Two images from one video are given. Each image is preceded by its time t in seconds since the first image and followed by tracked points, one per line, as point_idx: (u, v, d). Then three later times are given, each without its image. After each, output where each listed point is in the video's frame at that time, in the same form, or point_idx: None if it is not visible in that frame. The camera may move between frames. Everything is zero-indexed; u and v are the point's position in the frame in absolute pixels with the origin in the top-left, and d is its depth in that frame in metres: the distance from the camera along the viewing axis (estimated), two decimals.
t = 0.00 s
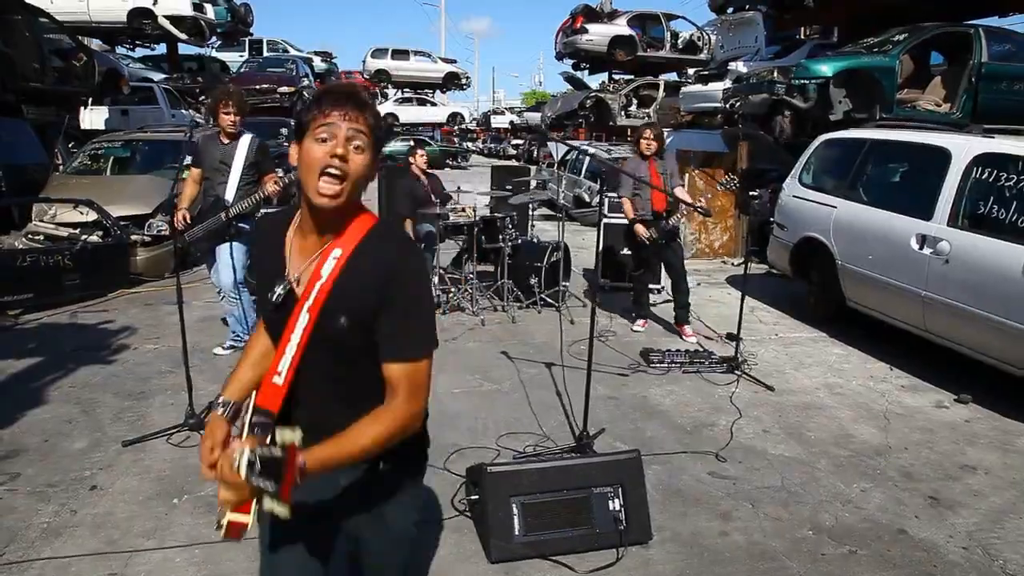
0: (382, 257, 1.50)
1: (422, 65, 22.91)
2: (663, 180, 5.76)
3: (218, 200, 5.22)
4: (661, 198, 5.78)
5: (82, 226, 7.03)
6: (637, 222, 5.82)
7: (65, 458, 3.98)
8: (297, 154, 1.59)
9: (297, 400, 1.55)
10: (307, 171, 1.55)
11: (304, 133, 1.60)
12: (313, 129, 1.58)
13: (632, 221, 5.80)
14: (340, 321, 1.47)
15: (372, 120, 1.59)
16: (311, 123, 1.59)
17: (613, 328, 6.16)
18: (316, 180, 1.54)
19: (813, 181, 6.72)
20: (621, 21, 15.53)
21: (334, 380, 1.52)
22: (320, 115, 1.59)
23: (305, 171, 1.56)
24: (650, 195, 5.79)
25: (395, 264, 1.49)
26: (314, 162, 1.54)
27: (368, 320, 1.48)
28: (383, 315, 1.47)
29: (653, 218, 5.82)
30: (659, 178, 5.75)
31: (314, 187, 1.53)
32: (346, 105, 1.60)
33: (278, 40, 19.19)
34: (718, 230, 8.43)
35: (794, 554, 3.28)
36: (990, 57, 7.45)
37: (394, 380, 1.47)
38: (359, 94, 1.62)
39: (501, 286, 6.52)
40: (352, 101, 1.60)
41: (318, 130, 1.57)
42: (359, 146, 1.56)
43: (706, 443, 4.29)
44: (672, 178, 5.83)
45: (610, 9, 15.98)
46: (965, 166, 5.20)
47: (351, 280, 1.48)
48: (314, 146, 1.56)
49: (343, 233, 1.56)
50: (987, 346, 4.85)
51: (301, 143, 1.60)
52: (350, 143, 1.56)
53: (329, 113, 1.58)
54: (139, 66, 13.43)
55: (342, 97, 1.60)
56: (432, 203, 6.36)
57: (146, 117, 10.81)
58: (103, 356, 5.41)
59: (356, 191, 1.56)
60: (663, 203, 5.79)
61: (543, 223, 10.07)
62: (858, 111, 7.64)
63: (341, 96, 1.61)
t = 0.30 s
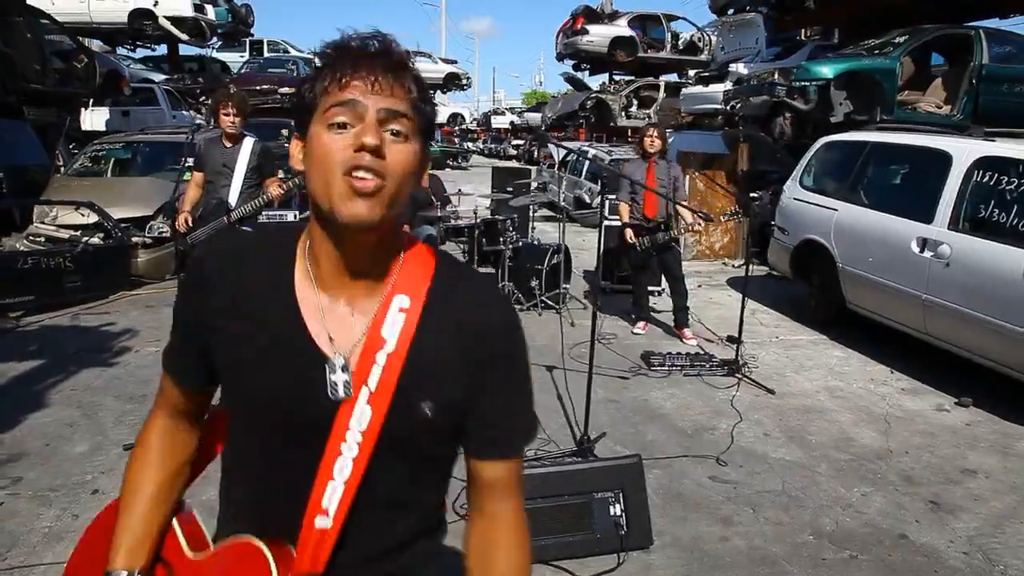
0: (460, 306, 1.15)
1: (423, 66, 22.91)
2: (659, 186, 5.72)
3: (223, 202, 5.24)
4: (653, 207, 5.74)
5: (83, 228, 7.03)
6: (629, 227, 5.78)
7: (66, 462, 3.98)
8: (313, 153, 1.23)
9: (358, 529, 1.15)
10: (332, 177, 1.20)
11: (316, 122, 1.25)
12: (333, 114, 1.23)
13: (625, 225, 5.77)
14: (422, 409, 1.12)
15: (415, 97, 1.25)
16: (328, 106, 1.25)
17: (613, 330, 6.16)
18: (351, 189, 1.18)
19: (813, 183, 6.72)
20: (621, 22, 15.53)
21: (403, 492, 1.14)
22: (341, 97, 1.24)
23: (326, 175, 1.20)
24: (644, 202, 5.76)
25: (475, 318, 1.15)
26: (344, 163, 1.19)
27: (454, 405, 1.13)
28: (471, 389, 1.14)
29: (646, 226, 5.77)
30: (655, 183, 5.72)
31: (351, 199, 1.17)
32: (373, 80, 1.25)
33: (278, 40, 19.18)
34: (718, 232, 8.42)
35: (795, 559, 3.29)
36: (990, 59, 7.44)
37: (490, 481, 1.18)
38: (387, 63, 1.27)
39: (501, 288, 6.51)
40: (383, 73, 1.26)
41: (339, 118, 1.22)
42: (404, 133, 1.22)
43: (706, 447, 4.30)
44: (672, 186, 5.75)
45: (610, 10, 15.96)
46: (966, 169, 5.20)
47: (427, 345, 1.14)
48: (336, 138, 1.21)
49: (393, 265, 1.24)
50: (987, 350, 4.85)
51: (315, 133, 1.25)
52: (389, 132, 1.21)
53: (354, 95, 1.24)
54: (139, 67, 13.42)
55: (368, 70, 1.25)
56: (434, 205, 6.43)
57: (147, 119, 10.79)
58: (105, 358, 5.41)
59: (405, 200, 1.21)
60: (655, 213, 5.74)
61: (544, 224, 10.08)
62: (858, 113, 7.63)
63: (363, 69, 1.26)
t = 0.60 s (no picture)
0: (448, 421, 1.06)
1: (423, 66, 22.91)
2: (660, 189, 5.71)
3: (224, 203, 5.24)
4: (654, 210, 5.75)
5: (83, 229, 7.02)
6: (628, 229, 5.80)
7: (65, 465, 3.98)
8: (275, 173, 1.06)
9: None
10: (302, 204, 1.03)
11: (285, 140, 1.09)
12: (307, 129, 1.08)
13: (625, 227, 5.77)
14: None
15: (421, 128, 1.14)
16: (300, 119, 1.10)
17: (613, 332, 6.16)
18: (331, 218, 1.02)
19: (813, 184, 6.72)
20: (621, 23, 15.54)
21: None
22: (324, 108, 1.10)
23: (299, 196, 1.03)
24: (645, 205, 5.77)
25: (473, 429, 1.06)
26: (321, 187, 1.04)
27: (463, 542, 0.97)
28: (491, 514, 1.00)
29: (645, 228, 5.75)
30: (656, 186, 5.73)
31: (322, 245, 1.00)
32: (367, 90, 1.13)
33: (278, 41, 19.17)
34: (718, 233, 8.42)
35: (794, 561, 3.29)
36: (990, 59, 7.44)
37: None
38: (390, 71, 1.15)
39: (501, 289, 6.49)
40: (382, 83, 1.14)
41: (316, 135, 1.08)
42: (403, 168, 1.09)
43: (706, 449, 4.30)
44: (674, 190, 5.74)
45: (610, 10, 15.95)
46: (965, 171, 5.20)
47: (424, 479, 1.00)
48: (310, 160, 1.06)
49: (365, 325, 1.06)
50: (986, 351, 4.85)
51: (283, 147, 1.08)
52: (382, 160, 1.08)
53: (341, 104, 1.10)
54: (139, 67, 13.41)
55: (364, 79, 1.12)
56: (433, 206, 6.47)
57: (146, 119, 10.77)
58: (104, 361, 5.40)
59: (395, 241, 1.05)
60: (656, 215, 5.75)
61: (544, 224, 10.08)
62: (858, 113, 7.62)
63: (356, 77, 1.14)
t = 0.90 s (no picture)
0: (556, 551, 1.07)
1: (423, 67, 22.92)
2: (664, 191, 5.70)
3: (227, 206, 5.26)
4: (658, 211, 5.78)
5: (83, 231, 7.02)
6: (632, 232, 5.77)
7: (66, 468, 3.98)
8: (290, 315, 0.97)
9: None
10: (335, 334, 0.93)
11: (288, 275, 1.01)
12: (311, 254, 1.01)
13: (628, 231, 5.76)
14: None
15: (429, 202, 1.10)
16: (298, 249, 1.02)
17: (614, 333, 6.16)
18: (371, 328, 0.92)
19: (813, 186, 6.72)
20: (621, 23, 15.53)
21: None
22: (311, 224, 1.04)
23: (325, 325, 0.94)
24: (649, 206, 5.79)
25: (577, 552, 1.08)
26: (345, 306, 0.94)
27: None
28: None
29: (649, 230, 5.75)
30: (660, 187, 5.72)
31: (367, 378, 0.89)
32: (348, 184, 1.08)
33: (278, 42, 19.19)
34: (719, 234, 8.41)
35: (794, 564, 3.30)
36: (990, 61, 7.45)
37: None
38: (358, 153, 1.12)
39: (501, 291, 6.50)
40: (369, 166, 1.11)
41: (320, 257, 1.01)
42: (434, 252, 1.03)
43: (706, 452, 4.30)
44: (676, 193, 5.75)
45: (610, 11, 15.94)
46: (965, 173, 5.20)
47: None
48: (322, 285, 0.98)
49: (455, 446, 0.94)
50: (986, 353, 4.85)
51: (286, 285, 1.00)
52: (403, 250, 1.02)
53: (330, 208, 1.05)
54: (139, 68, 13.41)
55: (349, 172, 1.10)
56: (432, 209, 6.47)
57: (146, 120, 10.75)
58: (104, 363, 5.40)
59: (455, 323, 0.95)
60: (660, 216, 5.77)
61: (545, 225, 10.08)
62: (858, 115, 7.62)
63: (327, 176, 1.11)
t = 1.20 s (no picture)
0: None
1: (424, 69, 22.91)
2: (664, 202, 5.73)
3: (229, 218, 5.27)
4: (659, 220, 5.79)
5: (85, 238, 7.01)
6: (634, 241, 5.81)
7: (68, 484, 3.99)
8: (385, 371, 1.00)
9: None
10: (424, 400, 0.97)
11: (391, 333, 1.05)
12: (421, 318, 1.06)
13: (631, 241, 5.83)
14: None
15: (533, 297, 1.15)
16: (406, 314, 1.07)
17: (614, 343, 6.17)
18: (466, 401, 0.97)
19: (813, 195, 6.72)
20: (622, 26, 15.47)
21: None
22: (428, 291, 1.10)
23: (420, 386, 0.98)
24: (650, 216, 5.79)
25: None
26: (444, 373, 0.99)
27: None
28: None
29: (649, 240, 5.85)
30: (661, 198, 5.75)
31: (454, 443, 0.93)
32: (469, 263, 1.14)
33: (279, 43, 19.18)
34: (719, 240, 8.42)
35: None
36: (991, 68, 7.44)
37: None
38: (479, 238, 1.18)
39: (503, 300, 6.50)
40: (484, 256, 1.16)
41: (426, 323, 1.05)
42: (530, 343, 1.07)
43: (706, 466, 4.32)
44: (677, 204, 5.76)
45: (610, 14, 15.91)
46: (966, 185, 5.20)
47: None
48: (426, 348, 1.02)
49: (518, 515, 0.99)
50: (987, 366, 4.86)
51: (393, 340, 1.04)
52: (504, 334, 1.07)
53: (442, 282, 1.10)
54: (140, 71, 13.40)
55: (461, 260, 1.15)
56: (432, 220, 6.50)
57: (148, 124, 10.80)
58: (106, 374, 5.40)
59: (546, 419, 1.02)
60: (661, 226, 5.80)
61: (546, 230, 10.08)
62: (858, 121, 7.60)
63: (446, 255, 1.16)
